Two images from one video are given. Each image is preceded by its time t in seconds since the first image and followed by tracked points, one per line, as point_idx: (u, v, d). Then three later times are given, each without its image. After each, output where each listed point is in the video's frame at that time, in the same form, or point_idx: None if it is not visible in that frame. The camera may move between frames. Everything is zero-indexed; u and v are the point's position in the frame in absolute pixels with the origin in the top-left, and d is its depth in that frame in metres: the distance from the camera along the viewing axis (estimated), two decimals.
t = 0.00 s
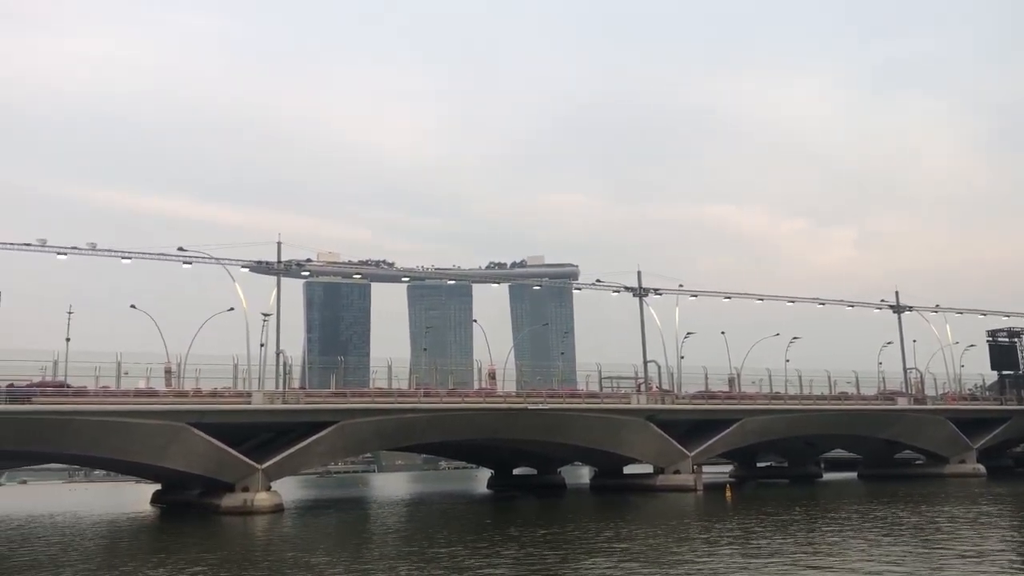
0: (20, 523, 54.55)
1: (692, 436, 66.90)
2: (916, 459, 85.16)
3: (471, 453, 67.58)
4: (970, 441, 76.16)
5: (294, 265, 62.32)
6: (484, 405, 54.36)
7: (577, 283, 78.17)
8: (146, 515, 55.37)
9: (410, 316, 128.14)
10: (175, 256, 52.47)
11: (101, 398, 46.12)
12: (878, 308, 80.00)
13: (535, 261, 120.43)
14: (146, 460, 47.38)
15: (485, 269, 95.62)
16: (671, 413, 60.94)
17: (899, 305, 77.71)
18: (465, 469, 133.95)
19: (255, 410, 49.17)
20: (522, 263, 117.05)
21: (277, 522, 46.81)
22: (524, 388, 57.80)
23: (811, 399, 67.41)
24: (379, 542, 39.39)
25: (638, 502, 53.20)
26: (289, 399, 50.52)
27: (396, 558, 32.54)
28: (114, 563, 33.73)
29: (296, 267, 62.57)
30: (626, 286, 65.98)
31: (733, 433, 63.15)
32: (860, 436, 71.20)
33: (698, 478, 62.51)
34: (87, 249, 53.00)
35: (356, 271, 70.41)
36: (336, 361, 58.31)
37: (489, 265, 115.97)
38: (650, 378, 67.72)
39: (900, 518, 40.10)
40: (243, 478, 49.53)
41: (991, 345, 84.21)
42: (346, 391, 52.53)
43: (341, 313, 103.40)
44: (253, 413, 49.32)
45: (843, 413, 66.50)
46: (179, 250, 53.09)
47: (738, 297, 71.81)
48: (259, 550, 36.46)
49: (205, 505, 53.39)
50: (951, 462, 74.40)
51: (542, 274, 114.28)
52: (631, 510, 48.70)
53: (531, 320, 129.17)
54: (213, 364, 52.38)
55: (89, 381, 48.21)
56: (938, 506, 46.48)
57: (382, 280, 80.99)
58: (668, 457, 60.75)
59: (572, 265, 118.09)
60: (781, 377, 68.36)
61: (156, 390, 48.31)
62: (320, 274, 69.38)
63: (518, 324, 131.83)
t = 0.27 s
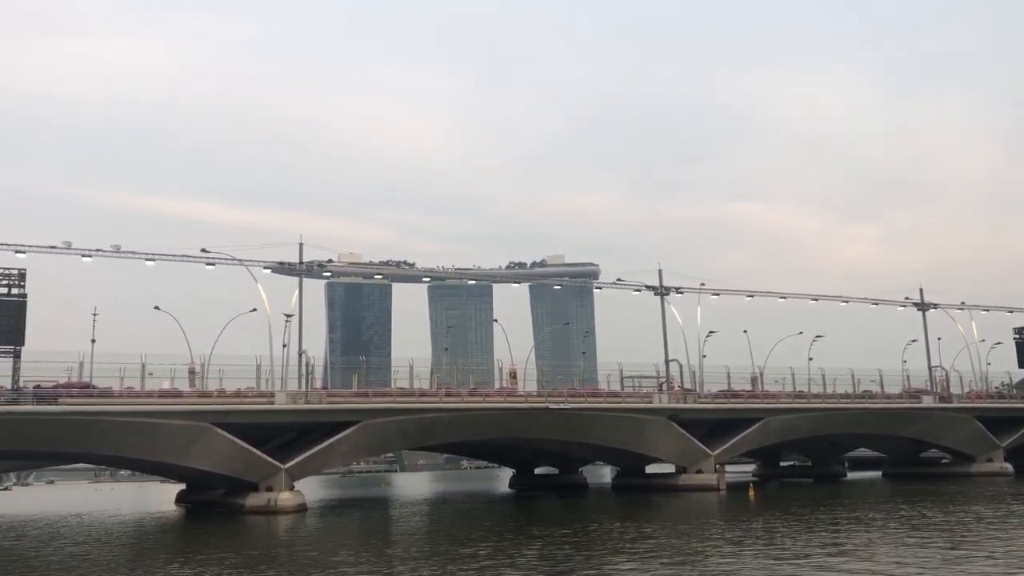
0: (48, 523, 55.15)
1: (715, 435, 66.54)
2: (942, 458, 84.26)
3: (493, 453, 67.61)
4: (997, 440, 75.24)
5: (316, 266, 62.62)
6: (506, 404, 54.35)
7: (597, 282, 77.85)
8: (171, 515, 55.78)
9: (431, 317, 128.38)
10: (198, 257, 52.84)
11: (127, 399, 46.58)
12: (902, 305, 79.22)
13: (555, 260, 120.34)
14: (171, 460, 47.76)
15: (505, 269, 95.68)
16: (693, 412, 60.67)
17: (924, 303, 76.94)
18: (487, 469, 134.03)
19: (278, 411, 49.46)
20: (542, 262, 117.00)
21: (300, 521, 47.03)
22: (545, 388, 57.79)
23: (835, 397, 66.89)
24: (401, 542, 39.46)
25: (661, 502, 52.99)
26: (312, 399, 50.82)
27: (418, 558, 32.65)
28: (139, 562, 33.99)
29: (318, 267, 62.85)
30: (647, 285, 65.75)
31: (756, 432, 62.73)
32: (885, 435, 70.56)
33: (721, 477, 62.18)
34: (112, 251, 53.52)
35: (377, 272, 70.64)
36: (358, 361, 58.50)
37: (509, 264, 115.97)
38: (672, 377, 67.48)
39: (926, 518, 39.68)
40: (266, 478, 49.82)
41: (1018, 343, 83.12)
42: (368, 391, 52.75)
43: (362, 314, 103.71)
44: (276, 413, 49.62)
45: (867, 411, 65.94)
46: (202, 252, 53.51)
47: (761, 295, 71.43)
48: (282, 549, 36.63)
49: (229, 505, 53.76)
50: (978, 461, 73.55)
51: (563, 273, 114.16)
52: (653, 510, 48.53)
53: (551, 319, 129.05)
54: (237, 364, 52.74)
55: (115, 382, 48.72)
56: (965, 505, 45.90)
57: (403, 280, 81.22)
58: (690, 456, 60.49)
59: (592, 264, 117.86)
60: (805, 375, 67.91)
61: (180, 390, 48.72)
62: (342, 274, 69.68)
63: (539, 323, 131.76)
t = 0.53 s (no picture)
0: (75, 520, 55.78)
1: (737, 434, 66.22)
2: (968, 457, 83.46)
3: (514, 451, 67.64)
4: None
5: (337, 266, 62.94)
6: (526, 403, 54.36)
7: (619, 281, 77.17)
8: (195, 512, 56.29)
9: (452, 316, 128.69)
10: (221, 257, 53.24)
11: (151, 398, 47.03)
12: (926, 303, 78.49)
13: (575, 259, 120.19)
14: (194, 458, 48.14)
15: (526, 267, 95.72)
16: (714, 411, 60.39)
17: (949, 300, 76.20)
18: (508, 468, 134.16)
19: (300, 409, 49.78)
20: (562, 261, 116.85)
21: (323, 519, 47.30)
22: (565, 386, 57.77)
23: (858, 395, 66.39)
24: (422, 540, 39.58)
25: (683, 500, 52.82)
26: (333, 398, 51.09)
27: (440, 556, 32.76)
28: (164, 559, 34.28)
29: (340, 267, 63.17)
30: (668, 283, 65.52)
31: (779, 431, 62.36)
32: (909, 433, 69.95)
33: (743, 476, 61.85)
34: (136, 251, 54.04)
35: (398, 271, 70.90)
36: (379, 360, 58.74)
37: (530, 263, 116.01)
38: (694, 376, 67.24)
39: (951, 517, 39.31)
40: (289, 476, 50.12)
41: None
42: (390, 390, 52.97)
43: (384, 313, 103.60)
44: (298, 411, 49.94)
45: (891, 410, 65.40)
46: (225, 252, 53.92)
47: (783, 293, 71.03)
48: (305, 546, 36.87)
49: (252, 503, 54.16)
50: (1004, 460, 72.74)
51: (583, 272, 114.05)
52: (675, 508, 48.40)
53: (572, 318, 128.94)
54: (259, 363, 53.11)
55: (139, 381, 49.19)
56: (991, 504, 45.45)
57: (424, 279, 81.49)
58: (712, 455, 60.24)
59: (613, 262, 117.66)
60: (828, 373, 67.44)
61: (204, 389, 49.11)
62: (363, 274, 69.96)
63: (559, 322, 131.55)
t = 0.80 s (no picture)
0: (101, 518, 56.36)
1: (760, 433, 65.83)
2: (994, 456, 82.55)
3: (535, 450, 67.59)
4: None
5: (359, 265, 63.17)
6: (548, 402, 54.31)
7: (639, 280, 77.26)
8: (219, 510, 56.68)
9: (472, 314, 128.84)
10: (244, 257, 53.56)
11: (175, 397, 47.39)
12: (952, 301, 77.70)
13: (595, 257, 119.96)
14: (218, 457, 48.47)
15: (546, 266, 95.59)
16: (737, 410, 60.09)
17: (975, 298, 75.38)
18: (529, 466, 134.13)
19: (323, 408, 50.01)
20: (582, 259, 116.66)
21: (345, 517, 47.51)
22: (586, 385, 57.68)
23: (882, 394, 65.82)
24: (444, 539, 39.65)
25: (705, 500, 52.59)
26: (355, 397, 51.29)
27: (462, 554, 32.82)
28: (189, 557, 34.55)
29: (361, 266, 63.40)
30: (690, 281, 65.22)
31: (802, 430, 61.92)
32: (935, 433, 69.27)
33: (766, 475, 61.51)
34: (160, 252, 54.48)
35: (419, 270, 71.06)
36: (400, 359, 58.89)
37: (551, 262, 115.88)
38: (716, 375, 66.93)
39: (978, 517, 38.89)
40: (311, 474, 50.37)
41: None
42: (411, 389, 53.11)
43: (404, 312, 104.40)
44: (321, 410, 50.18)
45: (916, 409, 64.80)
46: (248, 252, 54.25)
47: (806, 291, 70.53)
48: (327, 545, 37.05)
49: (274, 501, 54.46)
50: None
51: (604, 270, 113.78)
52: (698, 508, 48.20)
53: (593, 317, 128.69)
54: (282, 363, 53.40)
55: (164, 380, 49.61)
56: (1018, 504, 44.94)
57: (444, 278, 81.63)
58: (734, 454, 59.93)
59: (634, 261, 117.29)
60: (852, 372, 66.90)
61: (227, 388, 49.48)
62: (384, 273, 70.16)
63: (580, 320, 131.32)
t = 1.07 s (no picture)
0: (127, 517, 56.95)
1: (783, 433, 65.40)
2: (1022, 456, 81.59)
3: (557, 450, 67.51)
4: None
5: (380, 266, 63.33)
6: (569, 402, 54.23)
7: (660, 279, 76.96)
8: (243, 510, 57.06)
9: (493, 314, 128.84)
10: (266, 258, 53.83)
11: (199, 397, 47.75)
12: (978, 299, 76.83)
13: (616, 256, 119.63)
14: (242, 457, 48.79)
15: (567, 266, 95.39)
16: (760, 410, 59.73)
17: (1002, 296, 74.50)
18: (551, 466, 134.00)
19: (345, 408, 50.23)
20: (603, 258, 116.36)
21: (367, 517, 47.71)
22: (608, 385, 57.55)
23: (907, 394, 65.20)
24: (466, 538, 39.72)
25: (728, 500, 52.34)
26: (377, 397, 51.46)
27: (484, 554, 32.84)
28: (213, 556, 34.80)
29: (382, 267, 63.57)
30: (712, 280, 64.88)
31: (826, 430, 61.44)
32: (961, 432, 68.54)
33: (789, 475, 61.13)
34: (184, 252, 54.89)
35: (440, 270, 71.16)
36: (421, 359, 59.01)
37: (572, 261, 115.64)
38: (738, 374, 66.57)
39: (1005, 518, 38.48)
40: (334, 474, 50.60)
41: None
42: (433, 389, 53.22)
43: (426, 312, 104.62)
44: (343, 410, 50.40)
45: (942, 409, 64.15)
46: (270, 252, 54.54)
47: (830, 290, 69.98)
48: (350, 544, 37.22)
49: (298, 501, 54.75)
50: None
51: (625, 270, 113.40)
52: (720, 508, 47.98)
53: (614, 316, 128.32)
54: (304, 363, 53.67)
55: (188, 380, 49.97)
56: None
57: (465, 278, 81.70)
58: (758, 454, 59.58)
59: (655, 260, 116.83)
60: (876, 371, 66.31)
61: (250, 388, 49.82)
62: (405, 273, 70.28)
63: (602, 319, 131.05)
